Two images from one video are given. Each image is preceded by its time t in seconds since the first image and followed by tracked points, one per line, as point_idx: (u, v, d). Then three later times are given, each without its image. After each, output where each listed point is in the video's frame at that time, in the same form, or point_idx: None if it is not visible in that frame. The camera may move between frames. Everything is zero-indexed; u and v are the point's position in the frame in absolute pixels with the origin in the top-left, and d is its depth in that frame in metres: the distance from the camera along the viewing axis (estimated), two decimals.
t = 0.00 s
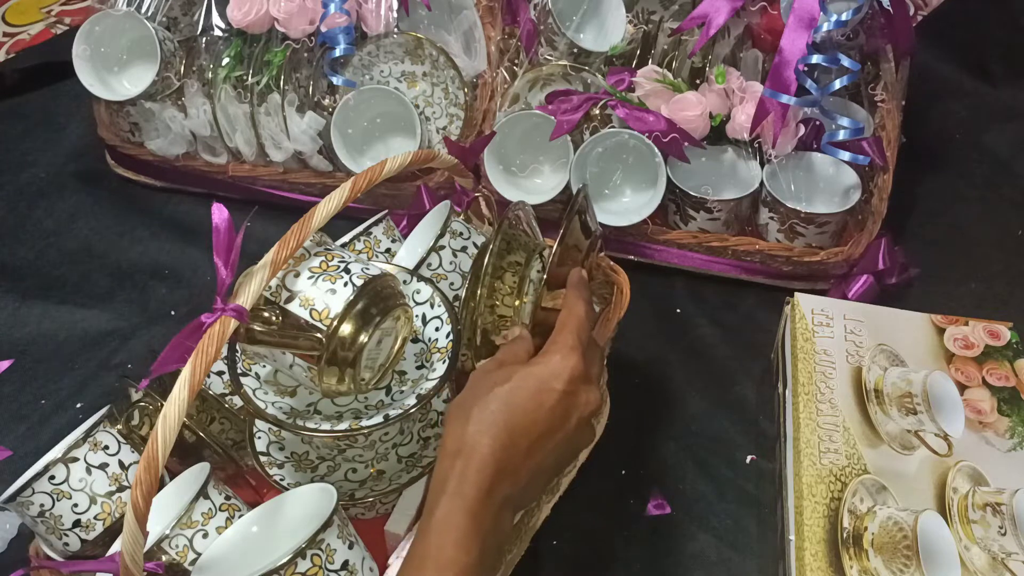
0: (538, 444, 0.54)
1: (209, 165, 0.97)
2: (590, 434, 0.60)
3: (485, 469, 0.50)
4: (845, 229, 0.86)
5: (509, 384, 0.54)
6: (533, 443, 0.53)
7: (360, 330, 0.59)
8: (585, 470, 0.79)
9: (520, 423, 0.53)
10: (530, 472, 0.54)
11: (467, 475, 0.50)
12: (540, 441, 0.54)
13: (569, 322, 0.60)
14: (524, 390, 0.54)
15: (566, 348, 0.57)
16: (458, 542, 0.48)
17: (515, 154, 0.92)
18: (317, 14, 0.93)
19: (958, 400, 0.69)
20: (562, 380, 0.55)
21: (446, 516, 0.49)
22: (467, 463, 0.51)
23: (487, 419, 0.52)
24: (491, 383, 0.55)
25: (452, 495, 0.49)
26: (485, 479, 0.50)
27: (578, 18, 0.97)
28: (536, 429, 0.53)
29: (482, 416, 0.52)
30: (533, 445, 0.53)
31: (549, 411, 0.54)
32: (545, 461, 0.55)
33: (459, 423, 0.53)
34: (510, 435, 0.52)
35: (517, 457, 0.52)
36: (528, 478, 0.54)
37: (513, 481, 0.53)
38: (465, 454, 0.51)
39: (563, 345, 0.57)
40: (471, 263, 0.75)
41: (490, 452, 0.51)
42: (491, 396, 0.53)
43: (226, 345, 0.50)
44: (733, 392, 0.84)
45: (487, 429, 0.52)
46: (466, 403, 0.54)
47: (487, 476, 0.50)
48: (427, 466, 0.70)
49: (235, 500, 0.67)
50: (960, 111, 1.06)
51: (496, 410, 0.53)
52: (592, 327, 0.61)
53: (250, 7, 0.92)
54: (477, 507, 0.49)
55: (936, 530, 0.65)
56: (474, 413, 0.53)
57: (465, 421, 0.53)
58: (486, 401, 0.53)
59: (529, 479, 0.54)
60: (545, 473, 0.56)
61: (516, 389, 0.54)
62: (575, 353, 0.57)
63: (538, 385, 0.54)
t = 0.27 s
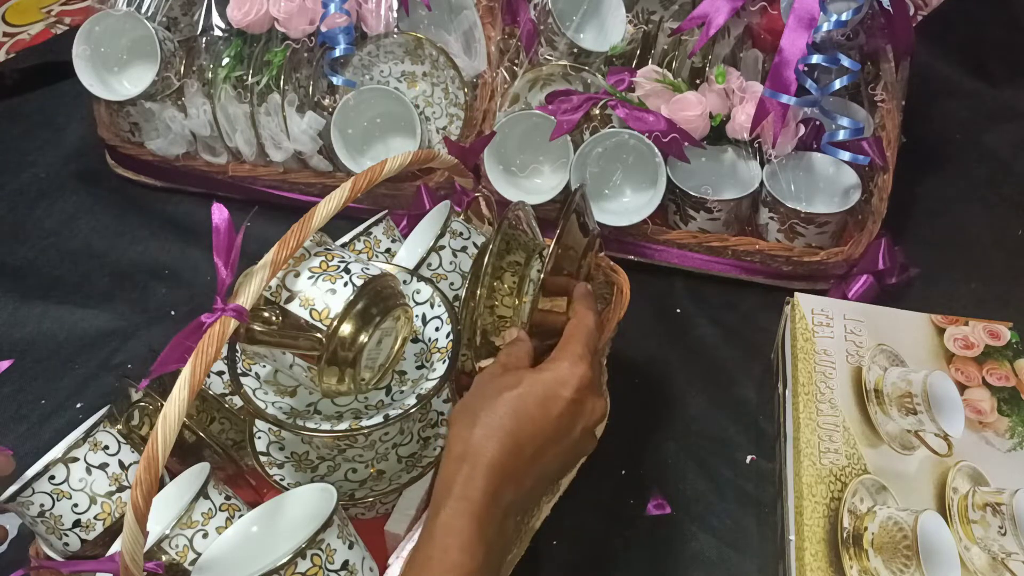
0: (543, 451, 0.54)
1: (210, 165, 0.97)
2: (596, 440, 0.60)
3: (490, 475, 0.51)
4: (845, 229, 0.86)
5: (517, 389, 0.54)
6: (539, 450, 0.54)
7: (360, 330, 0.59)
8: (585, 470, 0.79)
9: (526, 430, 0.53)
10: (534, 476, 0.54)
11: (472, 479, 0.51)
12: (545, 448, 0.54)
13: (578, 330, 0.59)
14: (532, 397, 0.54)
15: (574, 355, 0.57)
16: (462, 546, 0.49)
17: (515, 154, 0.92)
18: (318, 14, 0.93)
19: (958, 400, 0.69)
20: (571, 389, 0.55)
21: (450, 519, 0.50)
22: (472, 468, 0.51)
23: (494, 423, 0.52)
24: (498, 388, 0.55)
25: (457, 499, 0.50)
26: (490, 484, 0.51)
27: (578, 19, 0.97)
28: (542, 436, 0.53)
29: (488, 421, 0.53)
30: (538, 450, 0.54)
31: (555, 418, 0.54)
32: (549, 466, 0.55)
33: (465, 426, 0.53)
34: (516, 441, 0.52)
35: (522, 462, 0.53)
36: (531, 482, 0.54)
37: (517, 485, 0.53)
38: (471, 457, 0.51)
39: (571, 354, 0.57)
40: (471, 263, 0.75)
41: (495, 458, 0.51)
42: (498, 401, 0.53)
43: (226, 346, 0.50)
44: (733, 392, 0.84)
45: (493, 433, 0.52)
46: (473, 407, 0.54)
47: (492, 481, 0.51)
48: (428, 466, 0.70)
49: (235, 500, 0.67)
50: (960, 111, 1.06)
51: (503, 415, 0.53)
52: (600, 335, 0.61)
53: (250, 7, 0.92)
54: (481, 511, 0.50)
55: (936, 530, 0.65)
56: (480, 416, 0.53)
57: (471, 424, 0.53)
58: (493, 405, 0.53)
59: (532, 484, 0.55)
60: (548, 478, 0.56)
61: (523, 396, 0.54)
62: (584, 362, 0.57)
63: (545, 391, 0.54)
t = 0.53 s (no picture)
0: (545, 464, 0.54)
1: (210, 165, 0.97)
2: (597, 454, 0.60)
3: (491, 488, 0.51)
4: (845, 229, 0.86)
5: (519, 403, 0.54)
6: (540, 463, 0.54)
7: (360, 330, 0.59)
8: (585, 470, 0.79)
9: (528, 443, 0.53)
10: (535, 489, 0.54)
11: (473, 492, 0.50)
12: (547, 461, 0.54)
13: (584, 345, 0.60)
14: (533, 410, 0.54)
15: (577, 370, 0.57)
16: (463, 559, 0.48)
17: (515, 154, 0.92)
18: (318, 14, 0.93)
19: (958, 400, 0.69)
20: (573, 403, 0.55)
21: (451, 533, 0.49)
22: (473, 481, 0.51)
23: (495, 436, 0.52)
24: (500, 401, 0.55)
25: (458, 512, 0.50)
26: (491, 497, 0.51)
27: (578, 18, 0.97)
28: (543, 450, 0.53)
29: (490, 433, 0.53)
30: (540, 464, 0.54)
31: (556, 432, 0.54)
32: (550, 480, 0.55)
33: (466, 438, 0.53)
34: (517, 453, 0.52)
35: (523, 475, 0.53)
36: (532, 496, 0.54)
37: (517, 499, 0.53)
38: (472, 470, 0.51)
39: (574, 368, 0.57)
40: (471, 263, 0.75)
41: (496, 470, 0.51)
42: (500, 414, 0.54)
43: (226, 346, 0.50)
44: (733, 392, 0.84)
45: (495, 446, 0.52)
46: (474, 419, 0.54)
47: (493, 494, 0.51)
48: (428, 466, 0.70)
49: (235, 500, 0.67)
50: (960, 111, 1.06)
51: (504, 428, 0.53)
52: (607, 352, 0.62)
53: (250, 7, 0.92)
54: (482, 524, 0.50)
55: (936, 530, 0.65)
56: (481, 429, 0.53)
57: (473, 437, 0.53)
58: (494, 418, 0.53)
59: (533, 497, 0.55)
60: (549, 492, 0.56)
61: (525, 409, 0.54)
62: (586, 377, 0.57)
63: (547, 405, 0.54)
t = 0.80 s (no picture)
0: (543, 466, 0.54)
1: (210, 165, 0.97)
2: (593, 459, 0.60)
3: (491, 488, 0.51)
4: (845, 229, 0.86)
5: (519, 404, 0.54)
6: (538, 465, 0.54)
7: (360, 329, 0.59)
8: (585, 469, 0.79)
9: (528, 445, 0.53)
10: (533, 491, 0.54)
11: (473, 492, 0.50)
12: (545, 464, 0.54)
13: (592, 352, 0.60)
14: (534, 412, 0.54)
15: (579, 375, 0.58)
16: (461, 559, 0.48)
17: (515, 154, 0.92)
18: (318, 14, 0.93)
19: (958, 400, 0.69)
20: (573, 407, 0.55)
21: (449, 533, 0.49)
22: (472, 481, 0.51)
23: (495, 436, 0.52)
24: (501, 403, 0.55)
25: (456, 512, 0.50)
26: (490, 497, 0.51)
27: (578, 18, 0.97)
28: (542, 452, 0.54)
29: (490, 433, 0.53)
30: (538, 465, 0.54)
31: (556, 434, 0.54)
32: (548, 483, 0.55)
33: (466, 438, 0.53)
34: (517, 455, 0.52)
35: (522, 477, 0.53)
36: (529, 498, 0.54)
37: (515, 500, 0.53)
38: (471, 470, 0.51)
39: (577, 373, 0.58)
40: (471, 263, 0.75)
41: (495, 471, 0.51)
42: (501, 415, 0.54)
43: (226, 346, 0.50)
44: (733, 392, 0.84)
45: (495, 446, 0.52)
46: (473, 420, 0.54)
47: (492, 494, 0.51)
48: (428, 466, 0.70)
49: (235, 500, 0.67)
50: (960, 111, 1.06)
51: (505, 429, 0.53)
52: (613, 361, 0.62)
53: (250, 7, 0.92)
54: (481, 525, 0.50)
55: (936, 530, 0.65)
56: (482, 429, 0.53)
57: (472, 437, 0.53)
58: (494, 419, 0.53)
59: (530, 500, 0.55)
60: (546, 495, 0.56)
61: (526, 411, 0.54)
62: (588, 383, 0.57)
63: (548, 407, 0.55)
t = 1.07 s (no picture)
0: (545, 466, 0.54)
1: (209, 165, 0.97)
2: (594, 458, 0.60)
3: (494, 488, 0.51)
4: (845, 229, 0.86)
5: (522, 404, 0.54)
6: (541, 464, 0.54)
7: (360, 329, 0.59)
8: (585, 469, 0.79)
9: (530, 444, 0.53)
10: (535, 491, 0.54)
11: (475, 493, 0.50)
12: (547, 463, 0.54)
13: (590, 350, 0.60)
14: (537, 412, 0.54)
15: (581, 374, 0.58)
16: (465, 560, 0.48)
17: (515, 154, 0.92)
18: (317, 14, 0.93)
19: (958, 400, 0.69)
20: (576, 406, 0.55)
21: (452, 534, 0.49)
22: (475, 482, 0.51)
23: (498, 436, 0.52)
24: (503, 402, 0.55)
25: (459, 513, 0.50)
26: (492, 498, 0.51)
27: (578, 18, 0.97)
28: (545, 452, 0.54)
29: (492, 433, 0.53)
30: (541, 465, 0.54)
31: (558, 434, 0.54)
32: (550, 482, 0.55)
33: (468, 437, 0.53)
34: (520, 454, 0.52)
35: (524, 476, 0.53)
36: (531, 498, 0.54)
37: (518, 500, 0.53)
38: (474, 471, 0.51)
39: (578, 372, 0.58)
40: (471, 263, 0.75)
41: (498, 471, 0.51)
42: (503, 415, 0.54)
43: (226, 346, 0.50)
44: (733, 392, 0.84)
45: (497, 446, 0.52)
46: (475, 419, 0.54)
47: (494, 494, 0.51)
48: (428, 466, 0.70)
49: (235, 500, 0.67)
50: (959, 111, 1.06)
51: (507, 429, 0.53)
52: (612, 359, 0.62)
53: (250, 7, 0.92)
54: (484, 525, 0.50)
55: (936, 530, 0.65)
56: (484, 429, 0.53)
57: (474, 437, 0.53)
58: (497, 419, 0.53)
59: (532, 500, 0.55)
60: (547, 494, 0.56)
61: (528, 411, 0.54)
62: (590, 381, 0.57)
63: (550, 407, 0.55)
